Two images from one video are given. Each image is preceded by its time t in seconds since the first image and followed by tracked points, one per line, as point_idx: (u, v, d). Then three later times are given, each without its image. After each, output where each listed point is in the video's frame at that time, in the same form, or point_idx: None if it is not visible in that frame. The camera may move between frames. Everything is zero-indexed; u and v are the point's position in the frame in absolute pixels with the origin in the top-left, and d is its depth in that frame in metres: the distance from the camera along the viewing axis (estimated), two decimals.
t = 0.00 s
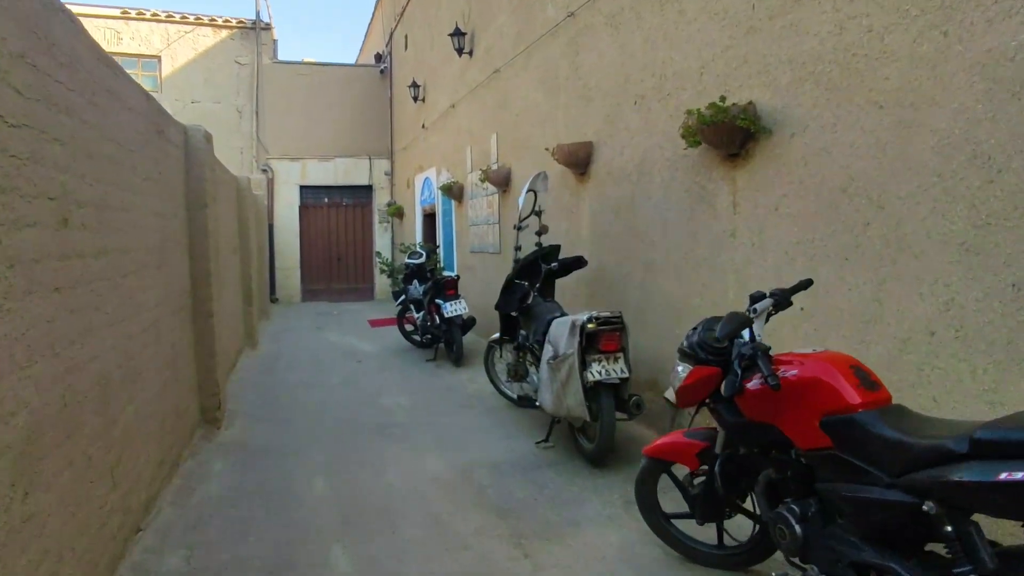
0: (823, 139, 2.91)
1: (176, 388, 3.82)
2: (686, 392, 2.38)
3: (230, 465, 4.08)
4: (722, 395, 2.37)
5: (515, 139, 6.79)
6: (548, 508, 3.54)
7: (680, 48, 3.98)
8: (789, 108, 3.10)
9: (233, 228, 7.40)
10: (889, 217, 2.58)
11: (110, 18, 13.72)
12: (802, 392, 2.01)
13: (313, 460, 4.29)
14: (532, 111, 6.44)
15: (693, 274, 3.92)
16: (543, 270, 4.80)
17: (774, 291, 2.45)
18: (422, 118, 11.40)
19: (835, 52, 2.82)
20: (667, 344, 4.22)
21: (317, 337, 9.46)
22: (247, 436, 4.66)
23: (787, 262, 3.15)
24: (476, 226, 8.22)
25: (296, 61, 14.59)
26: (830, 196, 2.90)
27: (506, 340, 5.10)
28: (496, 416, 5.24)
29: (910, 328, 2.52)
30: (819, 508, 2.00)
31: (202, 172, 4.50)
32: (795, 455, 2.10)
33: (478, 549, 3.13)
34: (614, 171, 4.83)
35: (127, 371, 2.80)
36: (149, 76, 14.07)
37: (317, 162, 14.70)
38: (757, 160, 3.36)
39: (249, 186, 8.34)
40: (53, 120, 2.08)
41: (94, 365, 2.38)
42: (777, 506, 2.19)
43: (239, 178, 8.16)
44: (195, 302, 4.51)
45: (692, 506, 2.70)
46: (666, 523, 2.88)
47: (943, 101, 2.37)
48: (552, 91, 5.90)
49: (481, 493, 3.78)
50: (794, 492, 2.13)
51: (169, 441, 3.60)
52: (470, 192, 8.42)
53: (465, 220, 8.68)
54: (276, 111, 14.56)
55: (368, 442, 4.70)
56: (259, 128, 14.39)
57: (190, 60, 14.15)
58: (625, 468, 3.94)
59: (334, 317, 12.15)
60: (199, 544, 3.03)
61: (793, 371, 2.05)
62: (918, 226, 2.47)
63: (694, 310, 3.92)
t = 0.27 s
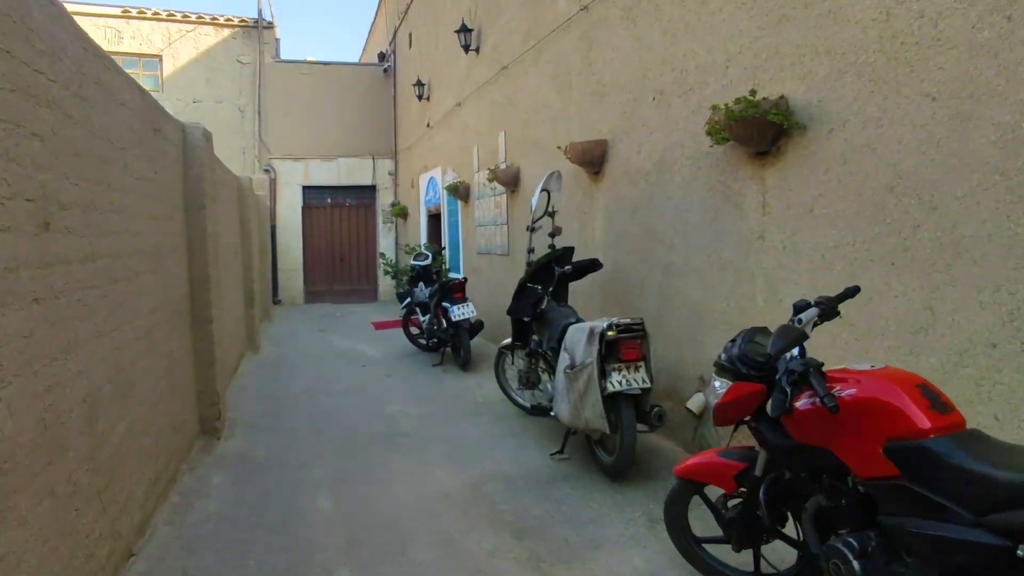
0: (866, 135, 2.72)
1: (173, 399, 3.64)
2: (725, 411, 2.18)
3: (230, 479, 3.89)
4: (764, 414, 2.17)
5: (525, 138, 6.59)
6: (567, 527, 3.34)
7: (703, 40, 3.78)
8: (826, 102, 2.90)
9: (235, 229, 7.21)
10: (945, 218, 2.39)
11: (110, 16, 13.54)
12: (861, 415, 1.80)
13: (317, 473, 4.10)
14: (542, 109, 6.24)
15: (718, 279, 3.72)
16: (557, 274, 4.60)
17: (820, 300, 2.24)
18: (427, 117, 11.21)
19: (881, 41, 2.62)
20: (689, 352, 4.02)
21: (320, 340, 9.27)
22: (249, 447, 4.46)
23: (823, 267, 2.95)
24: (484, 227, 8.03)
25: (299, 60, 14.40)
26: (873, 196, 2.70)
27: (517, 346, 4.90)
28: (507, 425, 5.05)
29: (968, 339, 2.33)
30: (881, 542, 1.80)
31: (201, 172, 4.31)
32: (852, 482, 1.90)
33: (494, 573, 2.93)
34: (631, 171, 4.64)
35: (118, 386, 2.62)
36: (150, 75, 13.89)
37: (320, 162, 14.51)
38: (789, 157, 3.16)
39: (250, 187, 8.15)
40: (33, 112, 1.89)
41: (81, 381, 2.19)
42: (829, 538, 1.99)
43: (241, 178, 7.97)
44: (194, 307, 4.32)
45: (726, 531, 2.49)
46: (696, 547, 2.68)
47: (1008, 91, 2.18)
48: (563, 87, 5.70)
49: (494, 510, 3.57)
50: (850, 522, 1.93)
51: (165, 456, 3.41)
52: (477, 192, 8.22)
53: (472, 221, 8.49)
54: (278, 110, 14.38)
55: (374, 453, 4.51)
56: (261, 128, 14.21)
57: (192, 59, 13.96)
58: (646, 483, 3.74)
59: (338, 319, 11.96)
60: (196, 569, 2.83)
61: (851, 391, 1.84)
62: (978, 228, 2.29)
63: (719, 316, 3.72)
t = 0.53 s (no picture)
0: (912, 126, 2.53)
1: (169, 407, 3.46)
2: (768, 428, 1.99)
3: (230, 491, 3.71)
4: (811, 429, 1.98)
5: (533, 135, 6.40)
6: (586, 544, 3.14)
7: (726, 28, 3.58)
8: (866, 92, 2.71)
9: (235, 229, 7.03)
10: (1004, 215, 2.22)
11: (110, 14, 13.35)
12: (930, 435, 1.63)
13: (321, 484, 3.92)
14: (551, 104, 6.05)
15: (743, 280, 3.53)
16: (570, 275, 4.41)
17: (871, 304, 2.04)
18: (431, 115, 11.03)
19: (930, 24, 2.44)
20: (711, 357, 3.83)
21: (322, 343, 9.08)
22: (248, 456, 4.27)
23: (863, 268, 2.76)
24: (491, 226, 7.84)
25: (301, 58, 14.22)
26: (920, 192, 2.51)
27: (528, 350, 4.71)
28: (517, 432, 4.86)
29: None
30: None
31: (198, 169, 4.12)
32: (920, 509, 1.72)
33: None
34: (647, 167, 4.44)
35: (108, 398, 2.44)
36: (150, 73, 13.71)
37: (322, 161, 14.34)
38: (822, 151, 2.97)
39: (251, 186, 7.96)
40: (4, 98, 1.70)
41: (61, 394, 2.00)
42: (889, 570, 1.78)
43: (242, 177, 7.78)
44: (191, 311, 4.12)
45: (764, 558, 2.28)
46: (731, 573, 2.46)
47: None
48: (574, 82, 5.51)
49: (507, 526, 3.38)
50: (915, 554, 1.73)
51: (159, 469, 3.22)
52: (483, 191, 8.03)
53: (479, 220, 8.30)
54: (280, 109, 14.20)
55: (380, 463, 4.32)
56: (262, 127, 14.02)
57: (193, 57, 13.78)
58: (668, 496, 3.54)
59: (340, 321, 11.77)
60: None
61: (917, 408, 1.66)
62: None
63: (744, 319, 3.52)
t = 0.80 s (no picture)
0: (973, 115, 2.32)
1: (163, 417, 3.25)
2: (827, 452, 1.76)
3: (228, 506, 3.49)
4: (877, 454, 1.77)
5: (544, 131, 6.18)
6: (609, 567, 2.92)
7: (756, 14, 3.36)
8: (918, 78, 2.49)
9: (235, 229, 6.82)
10: None
11: (110, 10, 13.14)
12: None
13: (324, 498, 3.71)
14: (563, 99, 5.83)
15: (774, 282, 3.31)
16: (585, 277, 4.20)
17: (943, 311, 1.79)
18: (435, 112, 10.82)
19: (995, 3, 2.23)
20: (737, 363, 3.61)
21: (325, 345, 8.88)
22: (248, 468, 4.06)
23: (913, 270, 2.54)
24: (498, 226, 7.62)
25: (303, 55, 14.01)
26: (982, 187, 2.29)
27: (541, 356, 4.49)
28: (529, 441, 4.65)
29: None
30: None
31: (195, 164, 3.91)
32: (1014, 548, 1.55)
33: None
34: (667, 163, 4.22)
35: (93, 412, 2.24)
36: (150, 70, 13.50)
37: (325, 160, 14.13)
38: (865, 144, 2.75)
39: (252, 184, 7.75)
40: None
41: (36, 412, 1.79)
42: None
43: (243, 175, 7.57)
44: (188, 314, 3.91)
45: None
46: None
47: None
48: (588, 75, 5.29)
49: (524, 545, 3.16)
50: None
51: (152, 485, 3.01)
52: (490, 190, 7.82)
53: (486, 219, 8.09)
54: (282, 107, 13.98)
55: (386, 474, 4.10)
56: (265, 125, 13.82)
57: (194, 54, 13.57)
58: (693, 513, 3.33)
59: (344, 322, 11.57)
60: None
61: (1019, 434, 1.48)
62: None
63: (776, 324, 3.31)
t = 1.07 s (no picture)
0: None
1: (153, 430, 3.03)
2: (905, 482, 1.54)
3: (223, 524, 3.27)
4: (963, 486, 1.53)
5: (556, 126, 5.96)
6: None
7: None
8: (982, 60, 2.27)
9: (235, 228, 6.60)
10: None
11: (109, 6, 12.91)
12: None
13: (326, 514, 3.48)
14: (575, 92, 5.61)
15: (809, 285, 3.08)
16: (602, 279, 3.97)
17: None
18: (440, 109, 10.60)
19: None
20: (768, 371, 3.38)
21: (327, 347, 8.66)
22: (246, 481, 3.83)
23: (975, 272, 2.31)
24: (506, 225, 7.40)
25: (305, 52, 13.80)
26: None
27: (555, 362, 4.25)
28: (541, 451, 4.41)
29: None
30: None
31: (190, 159, 3.69)
32: None
33: None
34: (689, 158, 4.00)
35: (69, 431, 2.01)
36: (150, 68, 13.28)
37: (327, 158, 13.91)
38: (918, 133, 2.52)
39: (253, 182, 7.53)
40: None
41: None
42: None
43: (243, 173, 7.35)
44: (182, 318, 3.69)
45: None
46: None
47: None
48: (602, 67, 5.07)
49: (541, 569, 2.92)
50: None
51: (140, 504, 2.78)
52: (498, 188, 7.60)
53: (493, 218, 7.87)
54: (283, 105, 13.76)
55: (392, 488, 3.87)
56: (266, 123, 13.60)
57: (194, 51, 13.36)
58: (722, 533, 3.10)
59: (346, 324, 11.35)
60: None
61: None
62: None
63: (811, 330, 3.08)
